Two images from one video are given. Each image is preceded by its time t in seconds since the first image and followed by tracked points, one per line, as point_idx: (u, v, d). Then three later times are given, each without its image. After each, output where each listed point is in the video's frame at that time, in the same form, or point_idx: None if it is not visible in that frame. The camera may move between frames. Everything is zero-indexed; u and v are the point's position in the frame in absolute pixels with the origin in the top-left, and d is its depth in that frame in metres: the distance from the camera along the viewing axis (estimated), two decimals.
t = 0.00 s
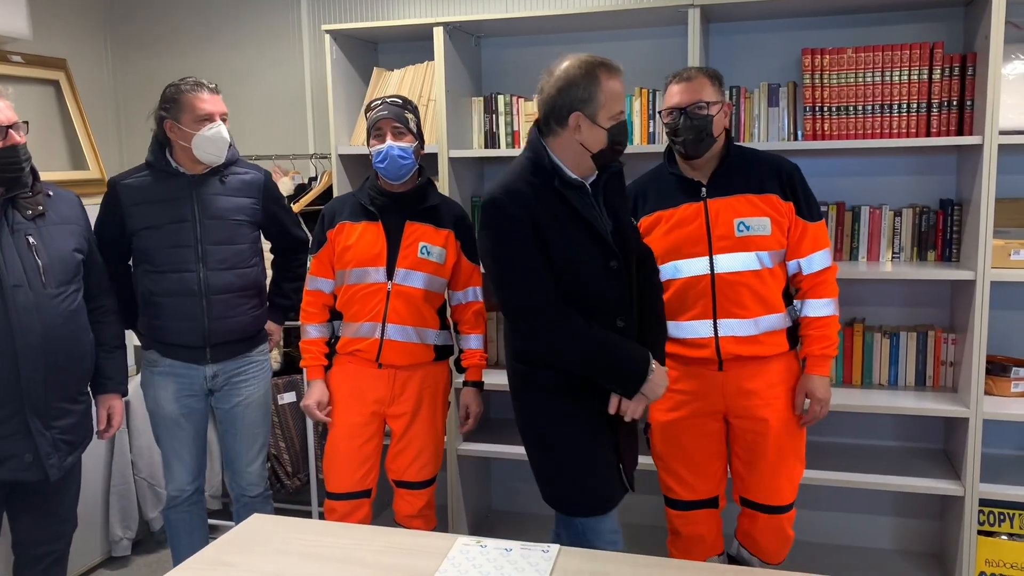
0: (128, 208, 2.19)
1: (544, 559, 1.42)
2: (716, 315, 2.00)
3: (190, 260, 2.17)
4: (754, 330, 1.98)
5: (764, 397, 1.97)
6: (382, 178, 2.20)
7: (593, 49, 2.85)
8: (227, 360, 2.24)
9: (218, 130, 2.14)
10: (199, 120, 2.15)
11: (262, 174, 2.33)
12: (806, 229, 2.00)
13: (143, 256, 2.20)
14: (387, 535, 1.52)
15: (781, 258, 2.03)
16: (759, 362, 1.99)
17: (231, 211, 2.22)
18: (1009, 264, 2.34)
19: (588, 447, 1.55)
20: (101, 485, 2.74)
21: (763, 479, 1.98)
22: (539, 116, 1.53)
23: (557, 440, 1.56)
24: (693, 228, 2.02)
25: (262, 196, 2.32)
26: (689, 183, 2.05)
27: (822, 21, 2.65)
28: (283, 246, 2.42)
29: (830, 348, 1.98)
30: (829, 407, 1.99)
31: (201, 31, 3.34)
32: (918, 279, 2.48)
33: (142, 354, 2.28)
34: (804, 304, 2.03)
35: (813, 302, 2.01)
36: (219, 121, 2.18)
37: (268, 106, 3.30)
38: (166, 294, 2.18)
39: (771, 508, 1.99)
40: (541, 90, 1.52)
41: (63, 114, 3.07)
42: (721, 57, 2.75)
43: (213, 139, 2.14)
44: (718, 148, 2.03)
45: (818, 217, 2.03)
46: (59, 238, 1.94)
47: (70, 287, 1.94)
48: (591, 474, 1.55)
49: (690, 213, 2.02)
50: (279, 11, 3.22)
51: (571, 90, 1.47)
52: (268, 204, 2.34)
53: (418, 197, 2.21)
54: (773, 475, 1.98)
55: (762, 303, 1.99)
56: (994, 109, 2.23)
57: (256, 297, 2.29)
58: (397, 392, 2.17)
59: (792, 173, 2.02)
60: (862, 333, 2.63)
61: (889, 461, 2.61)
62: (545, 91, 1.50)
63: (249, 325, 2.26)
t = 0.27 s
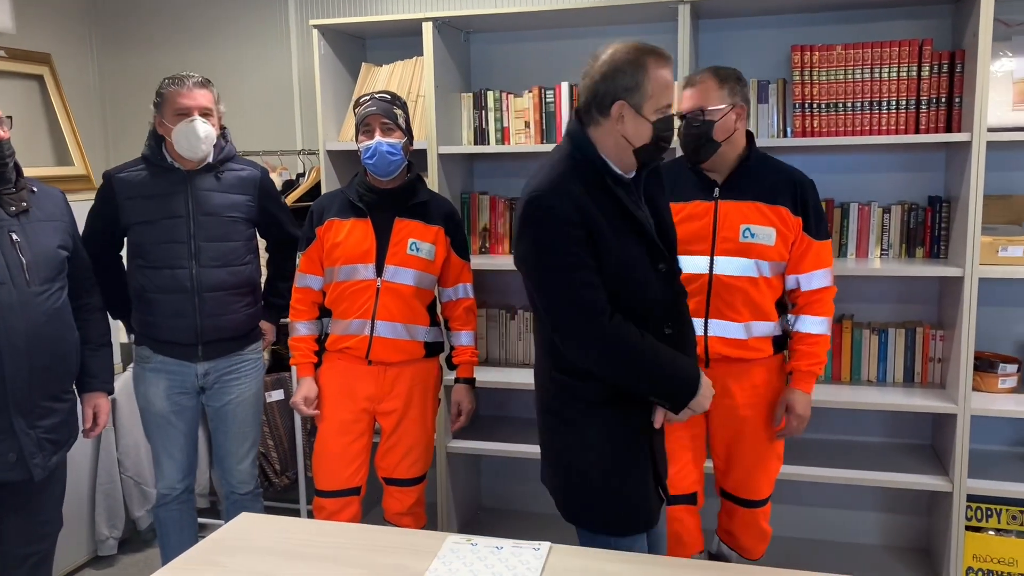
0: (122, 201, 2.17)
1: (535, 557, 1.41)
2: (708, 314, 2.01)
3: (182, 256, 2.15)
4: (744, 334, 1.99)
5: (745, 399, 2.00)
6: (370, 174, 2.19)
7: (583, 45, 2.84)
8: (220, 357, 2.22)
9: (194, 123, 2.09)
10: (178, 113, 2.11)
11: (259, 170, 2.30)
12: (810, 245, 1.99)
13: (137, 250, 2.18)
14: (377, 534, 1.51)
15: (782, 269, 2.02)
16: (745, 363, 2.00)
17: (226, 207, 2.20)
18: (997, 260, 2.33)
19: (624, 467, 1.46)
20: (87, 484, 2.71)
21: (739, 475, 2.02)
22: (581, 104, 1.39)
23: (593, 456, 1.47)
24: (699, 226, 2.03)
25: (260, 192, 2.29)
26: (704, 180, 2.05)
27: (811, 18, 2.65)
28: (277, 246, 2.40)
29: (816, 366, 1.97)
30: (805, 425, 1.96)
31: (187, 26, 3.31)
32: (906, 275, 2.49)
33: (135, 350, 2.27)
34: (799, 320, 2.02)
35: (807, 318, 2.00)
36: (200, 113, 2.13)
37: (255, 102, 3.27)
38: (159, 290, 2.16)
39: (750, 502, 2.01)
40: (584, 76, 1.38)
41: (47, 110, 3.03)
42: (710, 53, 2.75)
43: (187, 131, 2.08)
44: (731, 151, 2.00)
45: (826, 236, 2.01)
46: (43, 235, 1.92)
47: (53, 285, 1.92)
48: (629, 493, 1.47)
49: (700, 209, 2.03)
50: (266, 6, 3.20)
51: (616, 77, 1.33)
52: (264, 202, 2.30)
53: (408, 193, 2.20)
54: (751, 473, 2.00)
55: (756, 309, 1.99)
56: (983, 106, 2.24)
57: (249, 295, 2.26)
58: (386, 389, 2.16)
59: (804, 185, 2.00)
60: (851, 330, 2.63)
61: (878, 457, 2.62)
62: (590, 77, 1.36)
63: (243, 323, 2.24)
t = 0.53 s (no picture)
0: (108, 196, 2.15)
1: (523, 556, 1.40)
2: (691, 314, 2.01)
3: (168, 252, 2.12)
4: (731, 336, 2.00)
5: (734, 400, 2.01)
6: (359, 171, 2.17)
7: (571, 41, 2.83)
8: (207, 355, 2.19)
9: (178, 118, 2.06)
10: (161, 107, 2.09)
11: (248, 166, 2.27)
12: (798, 249, 1.97)
13: (124, 246, 2.16)
14: (364, 533, 1.50)
15: (769, 271, 2.01)
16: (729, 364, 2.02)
17: (213, 203, 2.17)
18: (984, 258, 2.33)
19: (670, 477, 1.42)
20: (70, 482, 2.68)
21: (724, 473, 2.03)
22: (650, 95, 1.35)
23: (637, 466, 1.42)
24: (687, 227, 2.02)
25: (249, 189, 2.25)
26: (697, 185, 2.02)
27: (799, 16, 2.64)
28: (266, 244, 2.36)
29: (811, 371, 1.97)
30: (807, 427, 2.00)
31: (172, 19, 3.27)
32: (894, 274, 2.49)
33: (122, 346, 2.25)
34: (789, 323, 2.01)
35: (797, 322, 1.99)
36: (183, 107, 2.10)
37: (241, 97, 3.24)
38: (145, 287, 2.14)
39: (737, 498, 2.04)
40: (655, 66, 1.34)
41: (29, 104, 2.99)
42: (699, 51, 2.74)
43: (171, 126, 2.05)
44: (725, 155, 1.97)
45: (815, 238, 1.99)
46: (23, 231, 1.89)
47: (34, 282, 1.90)
48: (670, 508, 1.43)
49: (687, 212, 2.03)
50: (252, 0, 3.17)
51: (692, 69, 1.29)
52: (254, 198, 2.27)
53: (396, 190, 2.18)
54: (736, 471, 2.02)
55: (741, 311, 2.00)
56: (971, 105, 2.24)
57: (237, 292, 2.24)
58: (373, 386, 2.14)
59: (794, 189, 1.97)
60: (839, 328, 2.63)
61: (865, 454, 2.63)
62: (665, 67, 1.31)
63: (230, 321, 2.22)
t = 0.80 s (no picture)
0: (99, 192, 2.13)
1: (516, 556, 1.39)
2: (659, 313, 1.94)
3: (159, 250, 2.11)
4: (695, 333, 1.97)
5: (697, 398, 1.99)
6: (353, 169, 2.15)
7: (565, 39, 2.82)
8: (198, 354, 2.18)
9: (170, 115, 2.04)
10: (151, 104, 2.07)
11: (240, 164, 2.25)
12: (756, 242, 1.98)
13: (114, 243, 2.14)
14: (355, 532, 1.49)
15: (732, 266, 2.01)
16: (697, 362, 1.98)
17: (204, 201, 2.15)
18: (977, 257, 2.34)
19: (753, 477, 1.41)
20: (60, 480, 2.67)
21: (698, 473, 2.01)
22: (724, 95, 1.38)
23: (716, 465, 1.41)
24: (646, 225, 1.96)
25: (241, 186, 2.24)
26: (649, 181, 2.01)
27: (793, 14, 2.64)
28: (257, 242, 2.35)
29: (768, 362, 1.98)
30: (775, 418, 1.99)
31: (164, 15, 3.25)
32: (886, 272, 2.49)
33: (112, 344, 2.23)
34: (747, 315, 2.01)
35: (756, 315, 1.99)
36: (173, 103, 2.08)
37: (233, 93, 3.22)
38: (136, 284, 2.12)
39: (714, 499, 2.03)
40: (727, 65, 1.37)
41: (19, 99, 2.97)
42: (693, 48, 2.73)
43: (163, 124, 2.04)
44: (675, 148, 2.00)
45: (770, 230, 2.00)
46: (11, 228, 1.88)
47: (21, 280, 1.88)
48: (751, 508, 1.42)
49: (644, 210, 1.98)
50: None
51: (765, 65, 1.31)
52: (246, 195, 2.26)
53: (390, 188, 2.16)
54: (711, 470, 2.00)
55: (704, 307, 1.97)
56: (963, 104, 2.24)
57: (228, 291, 2.22)
58: (366, 384, 2.13)
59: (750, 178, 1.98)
60: (831, 326, 2.63)
61: (858, 452, 2.63)
62: (741, 60, 1.34)
63: (222, 319, 2.20)
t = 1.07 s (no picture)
0: (101, 190, 2.13)
1: (519, 553, 1.39)
2: (613, 303, 1.99)
3: (162, 247, 2.11)
4: (651, 321, 1.98)
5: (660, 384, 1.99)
6: (358, 167, 2.15)
7: (567, 35, 2.81)
8: (201, 352, 2.18)
9: (176, 116, 2.04)
10: (157, 105, 2.07)
11: (244, 162, 2.25)
12: (706, 225, 1.99)
13: (117, 240, 2.14)
14: (357, 530, 1.49)
15: (682, 251, 2.01)
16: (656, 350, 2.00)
17: (207, 198, 2.15)
18: (981, 254, 2.33)
19: (840, 460, 1.44)
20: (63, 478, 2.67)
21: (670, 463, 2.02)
22: (809, 79, 1.45)
23: (804, 444, 1.44)
24: (594, 217, 2.01)
25: (244, 184, 2.24)
26: (595, 172, 2.03)
27: (796, 9, 2.63)
28: (260, 240, 2.35)
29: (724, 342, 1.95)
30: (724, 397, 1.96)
31: (165, 11, 3.25)
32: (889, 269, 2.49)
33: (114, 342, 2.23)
34: (703, 299, 2.00)
35: (710, 296, 1.98)
36: (180, 106, 2.08)
37: (235, 90, 3.22)
38: (138, 281, 2.12)
39: (691, 490, 2.01)
40: (814, 51, 1.44)
41: (20, 97, 2.96)
42: (695, 44, 2.73)
43: (168, 125, 2.04)
44: (623, 140, 2.03)
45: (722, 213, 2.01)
46: (11, 226, 1.88)
47: (22, 277, 1.88)
48: (840, 489, 1.44)
49: (592, 202, 2.01)
50: None
51: (851, 50, 1.38)
52: (249, 193, 2.26)
53: (394, 185, 2.16)
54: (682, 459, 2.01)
55: (659, 294, 1.98)
56: (967, 100, 2.23)
57: (232, 288, 2.22)
58: (368, 380, 2.13)
59: (691, 165, 2.01)
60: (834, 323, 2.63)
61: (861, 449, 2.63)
62: (826, 46, 1.41)
63: (225, 316, 2.20)
